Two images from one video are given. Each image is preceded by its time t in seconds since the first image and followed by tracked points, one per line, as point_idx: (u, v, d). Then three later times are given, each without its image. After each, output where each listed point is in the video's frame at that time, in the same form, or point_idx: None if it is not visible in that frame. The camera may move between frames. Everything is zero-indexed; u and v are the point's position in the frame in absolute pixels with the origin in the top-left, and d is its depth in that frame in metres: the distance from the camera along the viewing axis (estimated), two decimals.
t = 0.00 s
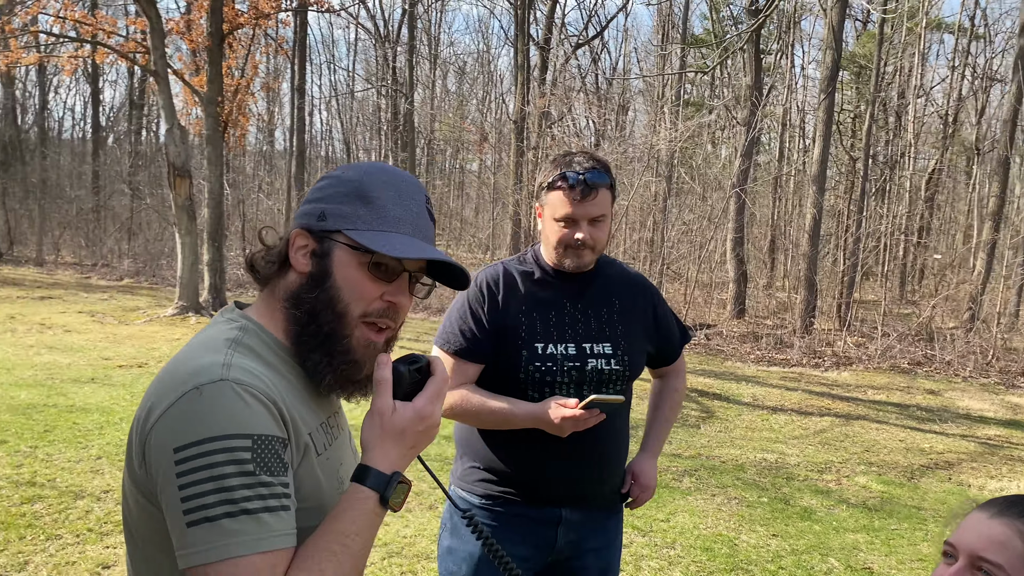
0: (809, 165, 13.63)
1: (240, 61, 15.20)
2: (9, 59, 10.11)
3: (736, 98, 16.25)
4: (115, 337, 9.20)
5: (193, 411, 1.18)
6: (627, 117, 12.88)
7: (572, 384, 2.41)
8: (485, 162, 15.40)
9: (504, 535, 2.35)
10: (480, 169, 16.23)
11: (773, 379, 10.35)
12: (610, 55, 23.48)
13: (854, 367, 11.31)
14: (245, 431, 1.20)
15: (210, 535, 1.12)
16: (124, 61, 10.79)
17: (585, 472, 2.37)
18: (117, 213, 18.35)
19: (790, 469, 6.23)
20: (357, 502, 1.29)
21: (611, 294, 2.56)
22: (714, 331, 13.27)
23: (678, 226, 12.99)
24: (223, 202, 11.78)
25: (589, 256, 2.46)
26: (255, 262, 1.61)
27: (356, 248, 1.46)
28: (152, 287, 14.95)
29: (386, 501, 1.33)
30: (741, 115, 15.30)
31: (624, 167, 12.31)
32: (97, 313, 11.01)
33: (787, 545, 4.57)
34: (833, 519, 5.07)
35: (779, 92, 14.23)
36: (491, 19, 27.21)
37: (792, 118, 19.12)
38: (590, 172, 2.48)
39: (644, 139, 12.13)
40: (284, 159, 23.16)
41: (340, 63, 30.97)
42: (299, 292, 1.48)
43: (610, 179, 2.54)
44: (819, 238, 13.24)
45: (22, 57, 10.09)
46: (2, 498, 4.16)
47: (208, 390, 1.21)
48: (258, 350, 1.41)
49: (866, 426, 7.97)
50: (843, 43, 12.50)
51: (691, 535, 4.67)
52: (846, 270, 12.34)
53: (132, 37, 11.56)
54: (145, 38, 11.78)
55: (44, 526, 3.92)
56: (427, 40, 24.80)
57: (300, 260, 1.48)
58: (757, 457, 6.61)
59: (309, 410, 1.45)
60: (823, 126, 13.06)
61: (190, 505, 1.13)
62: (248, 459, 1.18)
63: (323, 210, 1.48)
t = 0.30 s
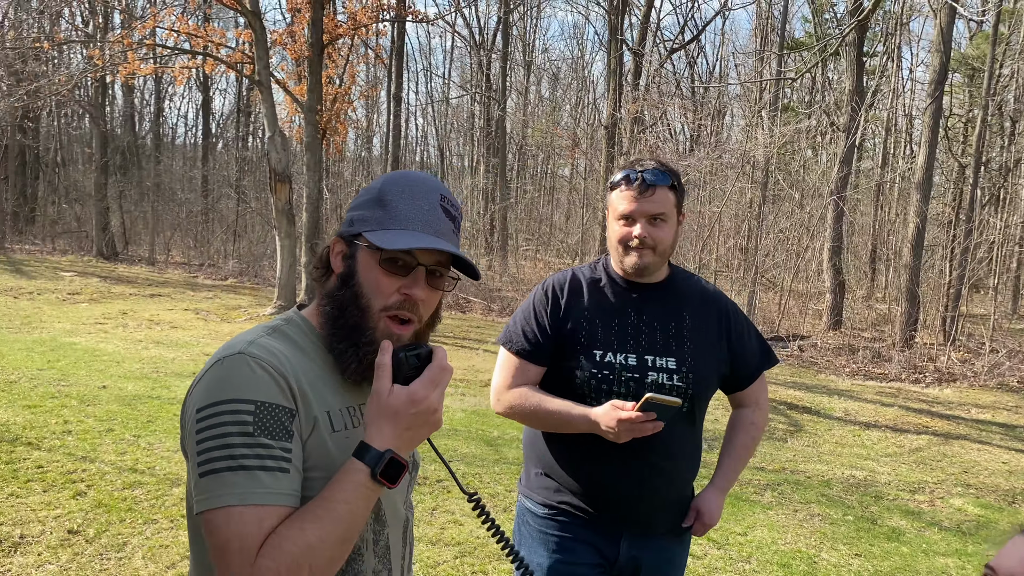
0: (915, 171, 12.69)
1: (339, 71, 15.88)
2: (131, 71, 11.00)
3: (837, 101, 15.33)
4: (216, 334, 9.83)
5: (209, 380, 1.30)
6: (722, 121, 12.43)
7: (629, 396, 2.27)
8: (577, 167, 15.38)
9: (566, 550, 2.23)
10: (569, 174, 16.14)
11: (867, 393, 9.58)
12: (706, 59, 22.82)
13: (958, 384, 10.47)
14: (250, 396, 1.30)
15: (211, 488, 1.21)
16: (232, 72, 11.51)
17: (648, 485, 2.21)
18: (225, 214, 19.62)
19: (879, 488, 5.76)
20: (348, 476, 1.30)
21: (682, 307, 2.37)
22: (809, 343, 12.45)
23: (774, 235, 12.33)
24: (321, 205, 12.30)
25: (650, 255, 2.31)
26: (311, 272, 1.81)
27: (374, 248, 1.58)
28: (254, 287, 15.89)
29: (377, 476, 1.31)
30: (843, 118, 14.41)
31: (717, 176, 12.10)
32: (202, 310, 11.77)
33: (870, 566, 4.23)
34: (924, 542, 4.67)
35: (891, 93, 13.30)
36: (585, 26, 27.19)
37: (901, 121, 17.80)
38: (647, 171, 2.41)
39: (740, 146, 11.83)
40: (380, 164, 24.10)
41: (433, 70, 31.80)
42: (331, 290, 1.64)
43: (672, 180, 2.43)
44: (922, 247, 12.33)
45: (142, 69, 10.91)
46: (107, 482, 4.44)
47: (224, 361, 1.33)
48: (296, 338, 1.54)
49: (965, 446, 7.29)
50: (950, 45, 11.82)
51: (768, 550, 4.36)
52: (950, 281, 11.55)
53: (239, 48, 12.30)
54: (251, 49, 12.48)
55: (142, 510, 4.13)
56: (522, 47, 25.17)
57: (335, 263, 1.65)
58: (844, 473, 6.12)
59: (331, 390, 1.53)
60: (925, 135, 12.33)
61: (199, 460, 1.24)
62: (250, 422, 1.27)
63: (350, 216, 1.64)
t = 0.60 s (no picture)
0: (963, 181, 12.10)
1: (382, 83, 16.15)
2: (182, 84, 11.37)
3: (886, 108, 14.83)
4: (260, 340, 10.03)
5: (244, 388, 1.30)
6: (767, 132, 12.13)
7: (641, 413, 2.20)
8: (619, 177, 15.27)
9: None
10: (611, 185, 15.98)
11: (913, 410, 9.15)
12: (752, 68, 22.38)
13: (1011, 402, 9.90)
14: (281, 402, 1.28)
15: (245, 491, 1.20)
16: (279, 83, 11.77)
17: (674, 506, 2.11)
18: (269, 223, 20.11)
19: (921, 506, 5.45)
20: (372, 482, 1.27)
21: (694, 322, 2.27)
22: (852, 356, 11.99)
23: (823, 246, 11.94)
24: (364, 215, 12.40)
25: (651, 270, 2.25)
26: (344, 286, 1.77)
27: (401, 267, 1.54)
28: (297, 294, 16.20)
29: (400, 482, 1.28)
30: (891, 126, 13.94)
31: (760, 186, 11.82)
32: (246, 317, 12.03)
33: None
34: (969, 564, 4.41)
35: (946, 101, 12.82)
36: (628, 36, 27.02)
37: (953, 129, 17.13)
38: (655, 186, 2.36)
39: (785, 156, 11.55)
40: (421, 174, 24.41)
41: (476, 82, 32.07)
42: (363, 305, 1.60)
43: (682, 197, 2.37)
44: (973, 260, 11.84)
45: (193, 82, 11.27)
46: (153, 485, 4.51)
47: (258, 370, 1.32)
48: (337, 356, 1.51)
49: (1017, 466, 6.87)
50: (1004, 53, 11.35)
51: (808, 569, 4.15)
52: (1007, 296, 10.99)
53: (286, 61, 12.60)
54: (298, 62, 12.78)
55: (187, 514, 4.17)
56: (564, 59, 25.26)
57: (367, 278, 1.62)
58: (887, 490, 5.81)
59: (360, 399, 1.48)
60: (978, 146, 11.87)
61: (235, 464, 1.23)
62: (281, 427, 1.26)
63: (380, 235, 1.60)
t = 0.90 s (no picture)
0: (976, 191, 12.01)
1: (393, 94, 16.25)
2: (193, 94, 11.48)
3: (898, 118, 14.76)
4: (269, 349, 10.08)
5: (256, 405, 1.31)
6: (777, 142, 12.10)
7: (644, 427, 2.20)
8: (628, 187, 15.27)
9: None
10: (620, 195, 15.99)
11: (925, 422, 9.04)
12: (762, 79, 22.37)
13: None
14: (294, 420, 1.31)
15: (261, 507, 1.23)
16: (290, 94, 11.89)
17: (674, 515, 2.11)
18: (280, 232, 20.23)
19: (933, 520, 5.37)
20: (394, 500, 1.34)
21: (698, 334, 2.26)
22: (863, 368, 11.88)
23: (832, 257, 11.88)
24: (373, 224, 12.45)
25: (656, 285, 2.27)
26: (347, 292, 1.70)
27: (434, 297, 1.51)
28: (306, 304, 16.27)
29: (421, 500, 1.36)
30: (902, 136, 13.88)
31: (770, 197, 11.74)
32: (256, 327, 12.09)
33: None
34: None
35: (958, 111, 12.74)
36: (638, 47, 27.12)
37: (965, 139, 17.02)
38: (665, 201, 2.40)
39: (794, 168, 11.50)
40: (431, 184, 24.51)
41: (486, 92, 32.22)
42: (382, 324, 1.55)
43: (690, 213, 2.39)
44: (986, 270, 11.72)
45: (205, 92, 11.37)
46: (162, 494, 4.53)
47: (269, 388, 1.34)
48: (337, 367, 1.51)
49: None
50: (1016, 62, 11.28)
51: None
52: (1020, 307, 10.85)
53: (297, 71, 12.70)
54: (309, 72, 12.88)
55: (196, 523, 4.18)
56: (574, 69, 25.36)
57: (384, 297, 1.55)
58: (897, 503, 5.73)
59: (371, 415, 1.51)
60: (991, 157, 11.76)
61: (250, 482, 1.26)
62: (295, 445, 1.28)
63: (407, 258, 1.54)
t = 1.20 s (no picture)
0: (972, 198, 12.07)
1: (391, 101, 16.29)
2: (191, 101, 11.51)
3: (894, 125, 14.84)
4: (266, 356, 10.06)
5: (264, 418, 1.31)
6: (774, 149, 12.14)
7: (660, 434, 2.26)
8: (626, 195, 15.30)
9: None
10: (618, 202, 16.03)
11: (922, 429, 9.05)
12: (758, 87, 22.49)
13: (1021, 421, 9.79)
14: (304, 430, 1.31)
15: (272, 519, 1.24)
16: (288, 100, 11.91)
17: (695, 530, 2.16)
18: (277, 239, 20.21)
19: (931, 527, 5.37)
20: (407, 512, 1.38)
21: (719, 342, 2.30)
22: (860, 374, 11.89)
23: (829, 264, 11.91)
24: (371, 231, 12.45)
25: (681, 292, 2.33)
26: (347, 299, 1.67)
27: (447, 313, 1.52)
28: (303, 310, 16.24)
29: (434, 511, 1.40)
30: (898, 144, 13.95)
31: (766, 204, 11.81)
32: (253, 333, 12.06)
33: None
34: None
35: (954, 119, 12.81)
36: (635, 55, 27.25)
37: (961, 147, 17.11)
38: (696, 211, 2.47)
39: (790, 175, 11.58)
40: (429, 191, 24.53)
41: (484, 100, 32.32)
42: (389, 337, 1.55)
43: (721, 224, 2.46)
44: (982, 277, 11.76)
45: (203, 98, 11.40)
46: (160, 500, 4.51)
47: (278, 399, 1.34)
48: (338, 374, 1.51)
49: None
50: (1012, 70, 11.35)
51: None
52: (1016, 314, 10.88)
53: (295, 78, 12.73)
54: (307, 79, 12.90)
55: (193, 530, 4.16)
56: (572, 77, 25.47)
57: (392, 310, 1.54)
58: (895, 510, 5.73)
59: (379, 423, 1.52)
60: (986, 165, 11.81)
61: (260, 494, 1.26)
62: (306, 456, 1.29)
63: (418, 272, 1.54)
